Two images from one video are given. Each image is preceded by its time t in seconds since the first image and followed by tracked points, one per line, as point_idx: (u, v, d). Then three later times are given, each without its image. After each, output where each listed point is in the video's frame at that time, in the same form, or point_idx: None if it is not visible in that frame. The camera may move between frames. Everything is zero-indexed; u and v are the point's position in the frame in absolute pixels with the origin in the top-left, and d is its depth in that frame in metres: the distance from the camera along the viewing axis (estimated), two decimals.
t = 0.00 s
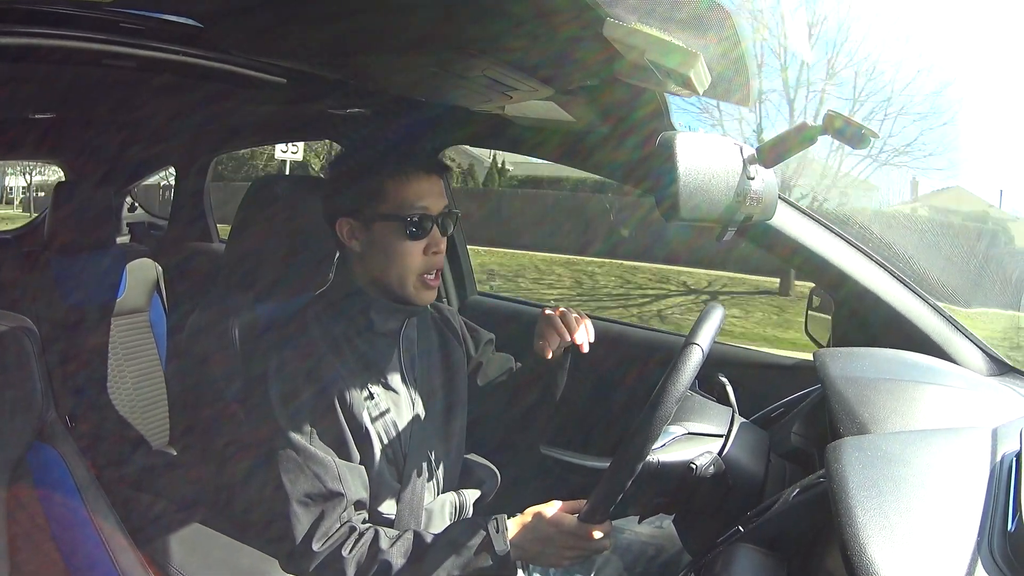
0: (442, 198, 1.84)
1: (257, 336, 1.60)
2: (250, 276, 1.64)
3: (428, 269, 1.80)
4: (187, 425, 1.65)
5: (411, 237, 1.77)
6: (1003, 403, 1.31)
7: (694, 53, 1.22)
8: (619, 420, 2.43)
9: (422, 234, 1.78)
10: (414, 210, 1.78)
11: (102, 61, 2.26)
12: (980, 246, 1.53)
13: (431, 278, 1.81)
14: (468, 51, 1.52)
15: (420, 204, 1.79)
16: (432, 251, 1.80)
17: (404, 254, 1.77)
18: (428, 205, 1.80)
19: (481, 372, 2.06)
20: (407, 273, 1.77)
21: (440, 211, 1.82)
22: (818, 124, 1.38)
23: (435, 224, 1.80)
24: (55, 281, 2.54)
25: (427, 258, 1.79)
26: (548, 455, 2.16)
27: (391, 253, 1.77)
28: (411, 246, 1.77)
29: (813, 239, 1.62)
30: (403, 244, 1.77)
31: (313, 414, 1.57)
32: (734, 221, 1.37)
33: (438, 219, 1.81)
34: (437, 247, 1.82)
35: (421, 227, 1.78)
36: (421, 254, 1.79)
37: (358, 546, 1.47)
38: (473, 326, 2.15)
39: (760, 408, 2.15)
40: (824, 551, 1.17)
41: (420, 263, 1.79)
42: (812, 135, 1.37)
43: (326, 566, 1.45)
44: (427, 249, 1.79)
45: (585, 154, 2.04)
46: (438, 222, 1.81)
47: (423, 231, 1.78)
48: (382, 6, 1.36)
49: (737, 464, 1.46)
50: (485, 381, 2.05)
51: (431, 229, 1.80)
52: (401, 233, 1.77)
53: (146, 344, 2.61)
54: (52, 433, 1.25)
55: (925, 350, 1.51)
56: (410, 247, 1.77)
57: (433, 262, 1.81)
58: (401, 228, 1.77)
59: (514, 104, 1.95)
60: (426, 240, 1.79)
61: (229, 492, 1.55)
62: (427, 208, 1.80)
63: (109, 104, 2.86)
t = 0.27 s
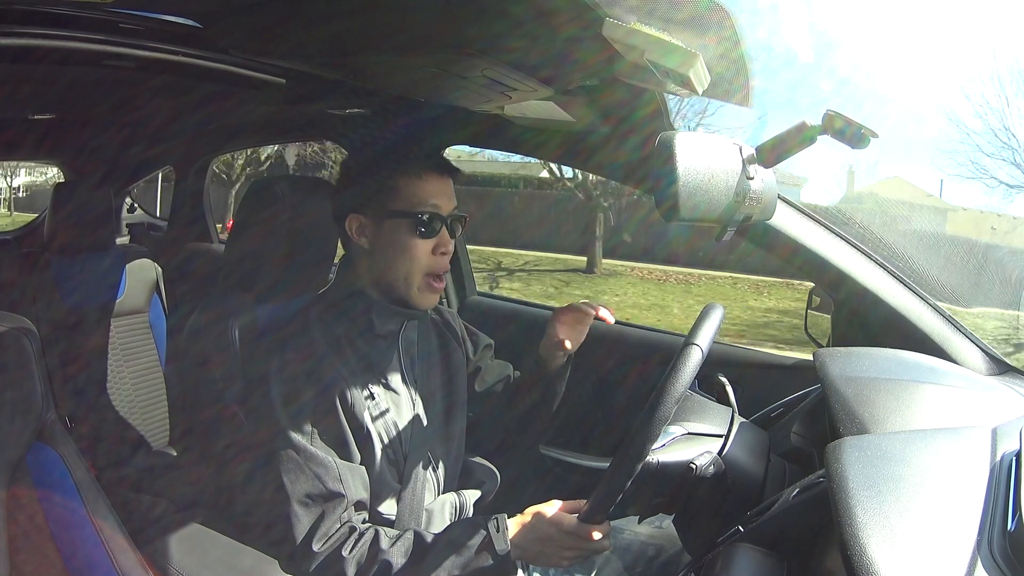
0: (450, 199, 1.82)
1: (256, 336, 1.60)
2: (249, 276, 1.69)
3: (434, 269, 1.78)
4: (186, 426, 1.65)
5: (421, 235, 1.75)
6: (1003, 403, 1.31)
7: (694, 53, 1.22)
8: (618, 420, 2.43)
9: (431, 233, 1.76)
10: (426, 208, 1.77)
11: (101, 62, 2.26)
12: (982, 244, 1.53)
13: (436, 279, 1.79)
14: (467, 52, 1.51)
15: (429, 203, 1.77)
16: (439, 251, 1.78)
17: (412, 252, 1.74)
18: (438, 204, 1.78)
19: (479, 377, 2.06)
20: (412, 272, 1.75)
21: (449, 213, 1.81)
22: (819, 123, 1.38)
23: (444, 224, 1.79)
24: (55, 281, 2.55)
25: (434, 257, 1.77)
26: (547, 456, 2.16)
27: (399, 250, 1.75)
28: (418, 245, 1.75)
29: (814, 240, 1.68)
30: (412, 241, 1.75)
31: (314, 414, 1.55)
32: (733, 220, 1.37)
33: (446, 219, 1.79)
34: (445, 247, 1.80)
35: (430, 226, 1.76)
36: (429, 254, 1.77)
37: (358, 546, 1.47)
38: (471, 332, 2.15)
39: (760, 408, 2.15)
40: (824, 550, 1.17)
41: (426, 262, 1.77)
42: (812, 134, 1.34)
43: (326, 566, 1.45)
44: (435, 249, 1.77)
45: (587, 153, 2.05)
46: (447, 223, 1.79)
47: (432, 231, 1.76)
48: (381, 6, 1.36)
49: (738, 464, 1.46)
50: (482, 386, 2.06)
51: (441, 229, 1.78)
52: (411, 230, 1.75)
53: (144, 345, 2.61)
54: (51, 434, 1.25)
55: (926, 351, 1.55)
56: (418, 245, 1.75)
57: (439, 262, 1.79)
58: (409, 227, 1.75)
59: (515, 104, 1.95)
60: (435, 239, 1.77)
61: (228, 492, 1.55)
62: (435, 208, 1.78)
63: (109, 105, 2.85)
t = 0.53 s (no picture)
0: (425, 199, 1.84)
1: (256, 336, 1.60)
2: (248, 277, 1.63)
3: (410, 272, 1.81)
4: (185, 426, 1.65)
5: (395, 241, 1.77)
6: (1002, 404, 1.31)
7: (694, 54, 1.22)
8: (617, 421, 2.43)
9: (405, 237, 1.79)
10: (396, 214, 1.78)
11: (101, 62, 2.26)
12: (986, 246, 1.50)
13: (414, 282, 1.82)
14: (467, 53, 1.52)
15: (402, 207, 1.79)
16: (414, 254, 1.81)
17: (386, 258, 1.77)
18: (410, 208, 1.79)
19: (480, 377, 2.08)
20: (389, 277, 1.79)
21: (422, 214, 1.82)
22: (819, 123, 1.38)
23: (417, 227, 1.81)
24: (53, 283, 2.51)
25: (408, 261, 1.80)
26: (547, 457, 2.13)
27: (374, 256, 1.78)
28: (391, 251, 1.78)
29: (813, 241, 1.68)
30: (385, 249, 1.77)
31: (311, 417, 1.57)
32: (733, 222, 1.37)
33: (420, 222, 1.81)
34: (420, 250, 1.81)
35: (404, 231, 1.78)
36: (402, 258, 1.79)
37: (358, 546, 1.47)
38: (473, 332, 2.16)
39: (760, 409, 2.15)
40: (824, 551, 1.17)
41: (401, 266, 1.80)
42: (810, 136, 1.34)
43: (326, 566, 1.45)
44: (408, 253, 1.80)
45: (587, 154, 2.05)
46: (421, 225, 1.81)
47: (406, 235, 1.79)
48: (381, 8, 1.36)
49: (737, 466, 1.46)
50: (482, 386, 2.07)
51: (414, 231, 1.80)
52: (385, 237, 1.77)
53: (145, 344, 2.63)
54: (51, 434, 1.25)
55: (925, 351, 1.57)
56: (392, 251, 1.77)
57: (415, 264, 1.82)
58: (382, 233, 1.77)
59: (515, 106, 1.96)
60: (409, 243, 1.80)
61: (227, 492, 1.56)
62: (409, 212, 1.79)
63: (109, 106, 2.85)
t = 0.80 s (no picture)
0: (416, 194, 1.81)
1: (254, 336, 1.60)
2: (249, 274, 1.62)
3: (409, 269, 1.79)
4: (183, 425, 1.65)
5: (390, 239, 1.76)
6: (1002, 405, 1.31)
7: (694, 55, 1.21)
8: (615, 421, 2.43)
9: (400, 235, 1.77)
10: (389, 212, 1.76)
11: (100, 62, 2.26)
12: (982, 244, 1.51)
13: (415, 277, 1.80)
14: (466, 52, 1.52)
15: (395, 203, 1.77)
16: (412, 250, 1.78)
17: (384, 257, 1.76)
18: (402, 204, 1.78)
19: (479, 373, 2.09)
20: (389, 276, 1.77)
21: (415, 208, 1.80)
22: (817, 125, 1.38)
23: (411, 222, 1.78)
24: (53, 280, 2.47)
25: (406, 258, 1.78)
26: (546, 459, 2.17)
27: (371, 257, 1.76)
28: (388, 248, 1.76)
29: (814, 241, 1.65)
30: (381, 247, 1.75)
31: (309, 415, 1.56)
32: (733, 222, 1.37)
33: (414, 216, 1.79)
34: (417, 245, 1.79)
35: (398, 227, 1.76)
36: (400, 255, 1.77)
37: (358, 548, 1.47)
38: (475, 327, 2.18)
39: (759, 409, 2.15)
40: (824, 552, 1.17)
41: (400, 263, 1.78)
42: (811, 136, 1.35)
43: (325, 567, 1.44)
44: (406, 248, 1.78)
45: (586, 153, 2.05)
46: (416, 219, 1.79)
47: (401, 231, 1.77)
48: (380, 7, 1.37)
49: (738, 466, 1.46)
50: (482, 381, 2.08)
51: (410, 228, 1.78)
52: (380, 237, 1.75)
53: (145, 344, 2.64)
54: (49, 433, 1.25)
55: (925, 351, 1.54)
56: (389, 249, 1.76)
57: (414, 260, 1.79)
58: (377, 232, 1.75)
59: (514, 106, 1.96)
60: (406, 239, 1.78)
61: (225, 491, 1.56)
62: (402, 207, 1.78)
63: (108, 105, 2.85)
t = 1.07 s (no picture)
0: (423, 196, 1.80)
1: (254, 333, 1.60)
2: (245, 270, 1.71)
3: (418, 271, 1.78)
4: (182, 423, 1.65)
5: (396, 241, 1.74)
6: (1002, 406, 1.31)
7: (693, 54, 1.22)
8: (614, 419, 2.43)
9: (406, 236, 1.76)
10: (396, 214, 1.75)
11: (100, 60, 2.26)
12: (981, 244, 1.50)
13: (423, 278, 1.78)
14: (465, 50, 1.52)
15: (402, 205, 1.76)
16: (418, 252, 1.78)
17: (391, 258, 1.74)
18: (410, 205, 1.77)
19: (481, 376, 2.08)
20: (397, 277, 1.76)
21: (421, 210, 1.79)
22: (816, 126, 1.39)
23: (417, 223, 1.77)
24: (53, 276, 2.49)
25: (413, 259, 1.77)
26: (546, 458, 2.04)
27: (378, 258, 1.75)
28: (395, 250, 1.75)
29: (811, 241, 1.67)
30: (388, 249, 1.74)
31: (307, 411, 1.57)
32: (733, 222, 1.36)
33: (421, 218, 1.78)
34: (424, 247, 1.78)
35: (405, 229, 1.75)
36: (408, 257, 1.76)
37: (360, 546, 1.47)
38: (478, 330, 2.18)
39: (757, 408, 2.15)
40: (824, 552, 1.17)
41: (407, 265, 1.76)
42: (808, 133, 1.38)
43: (327, 566, 1.44)
44: (413, 250, 1.77)
45: (585, 151, 2.05)
46: (422, 221, 1.78)
47: (407, 233, 1.76)
48: (379, 5, 1.37)
49: (737, 467, 1.46)
50: (484, 384, 2.08)
51: (416, 229, 1.78)
52: (385, 238, 1.74)
53: (145, 342, 2.62)
54: (48, 430, 1.25)
55: (925, 351, 1.55)
56: (396, 251, 1.74)
57: (422, 262, 1.79)
58: (383, 234, 1.74)
59: (514, 105, 1.96)
60: (412, 241, 1.77)
61: (224, 488, 1.56)
62: (408, 209, 1.77)
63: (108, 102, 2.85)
